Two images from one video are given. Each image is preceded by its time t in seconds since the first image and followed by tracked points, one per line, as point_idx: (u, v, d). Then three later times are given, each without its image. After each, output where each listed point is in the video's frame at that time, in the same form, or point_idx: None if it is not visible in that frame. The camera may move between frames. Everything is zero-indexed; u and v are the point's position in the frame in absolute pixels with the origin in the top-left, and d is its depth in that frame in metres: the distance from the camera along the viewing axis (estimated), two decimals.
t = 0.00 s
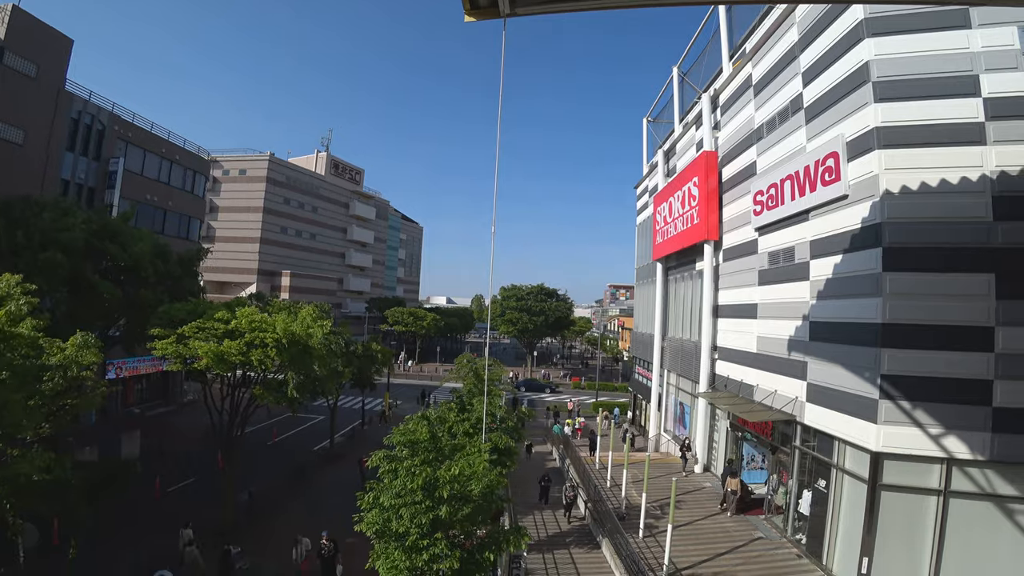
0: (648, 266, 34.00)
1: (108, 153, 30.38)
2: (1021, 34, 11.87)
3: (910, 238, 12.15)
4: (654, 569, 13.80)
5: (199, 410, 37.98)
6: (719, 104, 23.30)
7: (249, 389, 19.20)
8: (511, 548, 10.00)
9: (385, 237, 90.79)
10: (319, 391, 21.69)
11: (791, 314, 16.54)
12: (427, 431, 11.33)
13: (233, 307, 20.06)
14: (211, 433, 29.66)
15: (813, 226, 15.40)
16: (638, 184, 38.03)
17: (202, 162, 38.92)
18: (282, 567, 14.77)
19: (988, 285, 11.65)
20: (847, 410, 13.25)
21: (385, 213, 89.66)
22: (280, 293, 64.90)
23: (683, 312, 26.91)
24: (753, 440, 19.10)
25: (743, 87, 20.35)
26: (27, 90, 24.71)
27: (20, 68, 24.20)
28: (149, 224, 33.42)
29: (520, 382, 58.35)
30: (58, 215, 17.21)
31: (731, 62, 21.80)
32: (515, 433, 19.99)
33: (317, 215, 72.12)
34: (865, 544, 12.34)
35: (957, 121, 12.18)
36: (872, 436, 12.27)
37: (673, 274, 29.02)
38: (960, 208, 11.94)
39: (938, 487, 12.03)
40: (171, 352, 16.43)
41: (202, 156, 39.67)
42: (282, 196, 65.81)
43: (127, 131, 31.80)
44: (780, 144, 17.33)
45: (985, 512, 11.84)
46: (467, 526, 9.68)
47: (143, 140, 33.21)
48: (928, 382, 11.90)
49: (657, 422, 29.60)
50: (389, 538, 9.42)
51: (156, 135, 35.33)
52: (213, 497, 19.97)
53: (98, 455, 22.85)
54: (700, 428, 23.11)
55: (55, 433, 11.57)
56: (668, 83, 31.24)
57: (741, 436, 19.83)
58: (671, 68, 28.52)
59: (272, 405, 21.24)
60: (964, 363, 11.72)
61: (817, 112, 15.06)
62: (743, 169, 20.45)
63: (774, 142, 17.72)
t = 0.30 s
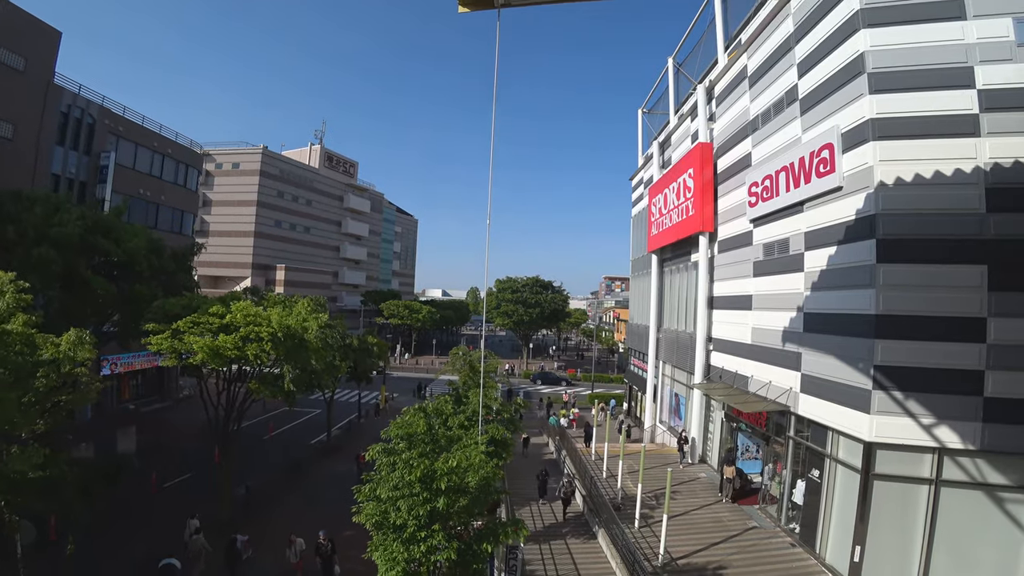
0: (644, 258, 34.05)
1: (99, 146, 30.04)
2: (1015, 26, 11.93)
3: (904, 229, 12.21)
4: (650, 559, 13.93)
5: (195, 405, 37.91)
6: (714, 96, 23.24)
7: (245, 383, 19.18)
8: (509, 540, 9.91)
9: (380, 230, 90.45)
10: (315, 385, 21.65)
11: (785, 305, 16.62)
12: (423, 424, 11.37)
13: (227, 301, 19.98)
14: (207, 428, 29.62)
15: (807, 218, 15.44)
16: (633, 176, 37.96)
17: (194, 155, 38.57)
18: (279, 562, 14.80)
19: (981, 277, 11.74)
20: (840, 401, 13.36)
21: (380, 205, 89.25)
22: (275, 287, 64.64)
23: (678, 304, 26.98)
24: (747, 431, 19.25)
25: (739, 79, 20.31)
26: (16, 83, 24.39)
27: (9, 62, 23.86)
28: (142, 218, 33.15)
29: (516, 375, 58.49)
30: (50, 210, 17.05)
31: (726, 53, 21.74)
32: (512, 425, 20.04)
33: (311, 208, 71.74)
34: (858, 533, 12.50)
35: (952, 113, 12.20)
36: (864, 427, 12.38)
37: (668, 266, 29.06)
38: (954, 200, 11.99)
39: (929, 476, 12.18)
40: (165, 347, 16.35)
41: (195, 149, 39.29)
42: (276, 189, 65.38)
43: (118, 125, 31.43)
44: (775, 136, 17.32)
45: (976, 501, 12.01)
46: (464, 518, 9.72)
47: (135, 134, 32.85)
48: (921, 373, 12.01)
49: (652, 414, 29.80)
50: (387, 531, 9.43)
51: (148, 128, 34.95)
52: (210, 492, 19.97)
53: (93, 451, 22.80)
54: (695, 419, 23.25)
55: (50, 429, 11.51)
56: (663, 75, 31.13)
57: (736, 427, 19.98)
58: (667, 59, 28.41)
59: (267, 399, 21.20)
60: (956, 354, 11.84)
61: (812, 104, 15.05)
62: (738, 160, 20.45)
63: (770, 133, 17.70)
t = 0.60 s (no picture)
0: (638, 254, 34.12)
1: (91, 141, 29.70)
2: (1008, 25, 12.01)
3: (897, 227, 12.29)
4: (644, 555, 14.02)
5: (189, 401, 37.74)
6: (709, 93, 23.27)
7: (239, 379, 19.13)
8: (504, 537, 10.01)
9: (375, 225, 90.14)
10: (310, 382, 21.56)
11: (779, 302, 16.71)
12: (418, 420, 11.37)
13: (221, 297, 19.89)
14: (201, 425, 29.50)
15: (802, 215, 15.52)
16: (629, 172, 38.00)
17: (187, 150, 38.23)
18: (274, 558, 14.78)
19: (973, 274, 11.85)
20: (833, 397, 13.45)
21: (375, 201, 88.91)
22: (269, 283, 64.39)
23: (672, 301, 27.07)
24: (741, 427, 19.37)
25: (734, 76, 20.35)
26: (7, 77, 24.09)
27: None
28: (134, 213, 32.86)
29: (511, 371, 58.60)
30: (43, 205, 16.88)
31: (722, 50, 21.76)
32: (506, 421, 20.10)
33: (306, 204, 71.40)
34: (850, 528, 12.62)
35: (945, 112, 12.28)
36: (857, 423, 12.49)
37: (662, 263, 29.13)
38: (946, 198, 12.08)
39: (920, 471, 12.31)
40: (159, 343, 16.29)
41: (188, 144, 38.95)
42: (271, 184, 65.00)
43: (110, 119, 31.11)
44: (770, 133, 17.38)
45: (966, 495, 12.15)
46: (459, 513, 9.73)
47: (127, 128, 32.50)
48: (912, 369, 12.13)
49: (646, 410, 29.94)
50: (382, 527, 9.40)
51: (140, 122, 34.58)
52: (204, 489, 19.91)
53: (86, 448, 22.68)
54: (689, 416, 23.36)
55: (43, 426, 11.40)
56: (658, 71, 31.12)
57: (730, 423, 20.10)
58: (662, 56, 28.40)
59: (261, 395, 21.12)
60: (947, 351, 11.95)
61: (807, 101, 15.09)
62: (733, 157, 20.51)
63: (764, 131, 17.75)
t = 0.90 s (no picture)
0: (631, 253, 34.24)
1: (79, 139, 29.32)
2: (996, 26, 12.16)
3: (886, 225, 12.42)
4: (637, 552, 14.11)
5: (180, 402, 37.47)
6: (702, 92, 23.37)
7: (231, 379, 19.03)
8: (498, 535, 10.04)
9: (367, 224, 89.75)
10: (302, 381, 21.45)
11: (770, 300, 16.84)
12: (410, 419, 11.33)
13: (213, 297, 19.76)
14: (193, 426, 29.29)
15: (792, 213, 15.64)
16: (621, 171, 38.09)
17: (178, 148, 37.90)
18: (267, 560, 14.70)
19: (961, 273, 12.00)
20: (823, 394, 13.59)
21: (367, 200, 88.54)
22: (261, 282, 64.02)
23: (665, 299, 27.21)
24: (733, 424, 19.50)
25: (726, 75, 20.46)
26: None
27: None
28: (124, 212, 32.53)
29: (503, 369, 58.67)
30: (31, 204, 16.68)
31: (714, 49, 21.88)
32: (499, 420, 20.13)
33: (298, 203, 71.00)
34: (840, 523, 12.76)
35: (933, 112, 12.42)
36: (847, 419, 12.61)
37: (655, 261, 29.22)
38: (934, 197, 12.23)
39: (909, 467, 12.47)
40: (149, 343, 16.15)
41: (178, 142, 38.57)
42: (262, 183, 64.56)
43: (99, 116, 30.73)
44: (761, 132, 17.48)
45: (954, 490, 12.32)
46: (452, 512, 9.74)
47: (117, 126, 32.14)
48: (902, 366, 12.27)
49: (639, 408, 30.08)
50: (374, 526, 9.39)
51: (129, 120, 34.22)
52: (195, 490, 19.76)
53: (76, 450, 22.45)
54: (681, 414, 23.51)
55: (32, 429, 11.26)
56: (651, 70, 31.19)
57: (722, 421, 20.25)
58: (655, 55, 28.49)
59: (253, 395, 21.02)
60: (935, 347, 12.10)
61: (798, 101, 15.21)
62: (725, 156, 20.62)
63: (756, 130, 17.88)
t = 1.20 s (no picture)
0: (622, 255, 34.38)
1: (67, 133, 28.90)
2: (983, 36, 12.36)
3: (874, 231, 12.59)
4: (625, 552, 14.18)
5: (168, 400, 37.08)
6: (694, 96, 23.53)
7: (220, 378, 18.79)
8: (486, 535, 10.06)
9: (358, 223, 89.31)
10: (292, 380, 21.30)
11: (760, 304, 16.98)
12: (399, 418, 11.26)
13: (202, 294, 19.59)
14: (180, 424, 28.99)
15: (782, 217, 15.79)
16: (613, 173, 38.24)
17: (168, 144, 37.53)
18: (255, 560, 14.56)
19: (946, 278, 12.18)
20: (811, 397, 13.75)
21: (359, 198, 88.12)
22: (251, 280, 63.52)
23: (655, 301, 27.36)
24: (722, 426, 19.64)
25: (718, 80, 20.63)
26: None
27: None
28: (113, 207, 32.13)
29: (494, 370, 58.64)
30: (17, 198, 16.45)
31: (707, 54, 22.06)
32: (489, 420, 20.13)
33: (289, 200, 70.51)
34: (827, 525, 12.90)
35: (921, 119, 12.61)
36: (834, 422, 12.76)
37: (645, 263, 29.36)
38: (921, 203, 12.42)
39: (894, 469, 12.63)
40: (136, 341, 15.97)
41: (168, 137, 38.19)
42: (253, 180, 64.04)
43: (88, 110, 30.33)
44: (753, 137, 17.63)
45: (938, 492, 12.50)
46: (440, 513, 9.71)
47: (106, 120, 31.73)
48: (888, 370, 12.44)
49: (628, 409, 30.21)
50: (362, 526, 9.35)
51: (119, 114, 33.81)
52: (182, 489, 19.55)
53: (61, 448, 22.15)
54: (670, 415, 23.63)
55: (15, 427, 11.07)
56: (644, 73, 31.35)
57: (711, 423, 20.40)
58: (648, 58, 28.65)
59: (242, 394, 20.85)
60: (921, 351, 12.28)
61: (789, 106, 15.37)
62: (716, 160, 20.78)
63: (747, 134, 18.04)
